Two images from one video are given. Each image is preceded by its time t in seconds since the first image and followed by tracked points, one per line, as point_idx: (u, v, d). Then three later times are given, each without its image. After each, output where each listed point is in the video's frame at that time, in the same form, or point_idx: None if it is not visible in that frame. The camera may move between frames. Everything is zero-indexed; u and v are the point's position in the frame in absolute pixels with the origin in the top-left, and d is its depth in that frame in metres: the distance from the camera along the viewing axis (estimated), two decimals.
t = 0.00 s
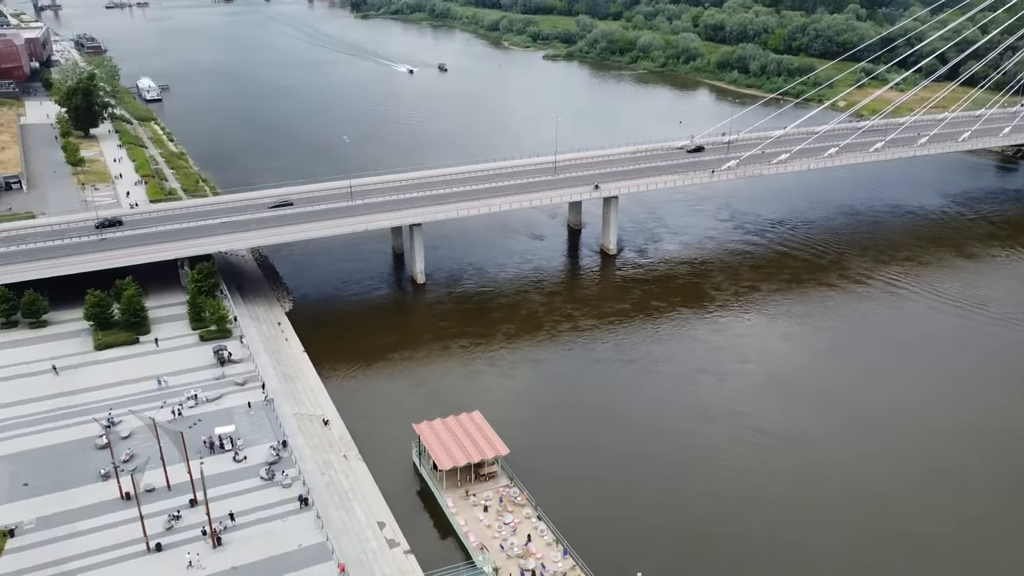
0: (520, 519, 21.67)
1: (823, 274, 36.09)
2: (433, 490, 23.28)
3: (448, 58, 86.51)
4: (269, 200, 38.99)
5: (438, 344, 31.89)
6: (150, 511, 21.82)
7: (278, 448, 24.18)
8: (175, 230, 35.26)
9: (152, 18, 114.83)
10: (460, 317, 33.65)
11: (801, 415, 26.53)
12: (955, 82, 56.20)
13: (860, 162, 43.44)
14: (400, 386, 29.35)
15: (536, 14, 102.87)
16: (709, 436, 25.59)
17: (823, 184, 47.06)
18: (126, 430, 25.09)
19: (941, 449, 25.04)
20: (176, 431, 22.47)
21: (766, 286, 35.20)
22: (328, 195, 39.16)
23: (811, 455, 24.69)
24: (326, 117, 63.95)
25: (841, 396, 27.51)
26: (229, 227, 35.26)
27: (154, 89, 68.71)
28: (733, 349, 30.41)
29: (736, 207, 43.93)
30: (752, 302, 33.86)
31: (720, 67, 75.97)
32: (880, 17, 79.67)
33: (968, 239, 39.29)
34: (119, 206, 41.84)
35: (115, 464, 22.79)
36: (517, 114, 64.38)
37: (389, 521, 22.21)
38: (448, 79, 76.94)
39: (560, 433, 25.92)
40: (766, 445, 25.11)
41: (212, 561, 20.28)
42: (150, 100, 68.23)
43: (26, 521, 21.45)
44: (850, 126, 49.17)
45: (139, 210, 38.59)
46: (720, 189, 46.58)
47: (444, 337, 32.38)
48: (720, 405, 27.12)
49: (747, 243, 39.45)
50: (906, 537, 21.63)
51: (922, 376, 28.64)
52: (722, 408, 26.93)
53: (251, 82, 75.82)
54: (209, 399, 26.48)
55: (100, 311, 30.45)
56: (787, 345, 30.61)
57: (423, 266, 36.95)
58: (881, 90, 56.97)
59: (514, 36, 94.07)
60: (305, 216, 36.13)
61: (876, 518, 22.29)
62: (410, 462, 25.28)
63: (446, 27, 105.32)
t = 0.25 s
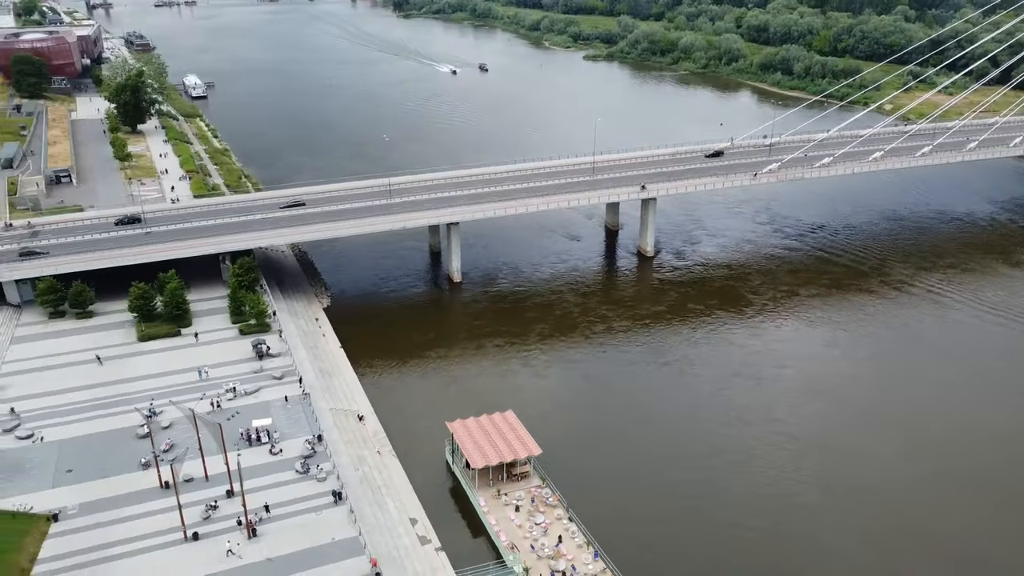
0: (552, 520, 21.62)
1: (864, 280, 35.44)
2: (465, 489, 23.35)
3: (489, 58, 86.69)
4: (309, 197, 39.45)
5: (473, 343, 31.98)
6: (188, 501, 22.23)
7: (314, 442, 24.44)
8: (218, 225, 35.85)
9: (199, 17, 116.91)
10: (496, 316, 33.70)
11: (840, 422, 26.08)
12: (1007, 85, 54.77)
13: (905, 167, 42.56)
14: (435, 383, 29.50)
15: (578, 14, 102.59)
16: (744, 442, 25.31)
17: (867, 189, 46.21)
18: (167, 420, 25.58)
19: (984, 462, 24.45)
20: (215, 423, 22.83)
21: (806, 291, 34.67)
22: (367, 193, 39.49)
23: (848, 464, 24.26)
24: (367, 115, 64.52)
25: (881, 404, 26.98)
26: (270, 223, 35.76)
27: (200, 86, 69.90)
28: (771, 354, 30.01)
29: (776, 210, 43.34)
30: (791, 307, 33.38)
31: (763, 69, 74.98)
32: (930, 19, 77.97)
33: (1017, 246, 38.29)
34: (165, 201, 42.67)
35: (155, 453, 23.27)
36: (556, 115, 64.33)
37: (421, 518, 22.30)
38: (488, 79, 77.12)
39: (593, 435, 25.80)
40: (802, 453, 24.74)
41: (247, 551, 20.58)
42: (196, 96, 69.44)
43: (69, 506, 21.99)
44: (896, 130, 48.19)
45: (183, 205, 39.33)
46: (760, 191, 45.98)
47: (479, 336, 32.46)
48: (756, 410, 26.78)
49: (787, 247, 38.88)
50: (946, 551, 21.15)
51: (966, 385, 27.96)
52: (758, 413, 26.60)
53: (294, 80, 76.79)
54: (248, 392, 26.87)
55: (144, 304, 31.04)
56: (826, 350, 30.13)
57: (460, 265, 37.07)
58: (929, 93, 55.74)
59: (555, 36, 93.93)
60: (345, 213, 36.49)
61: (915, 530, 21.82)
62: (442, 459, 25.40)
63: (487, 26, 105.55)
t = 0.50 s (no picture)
0: (584, 522, 21.55)
1: (909, 287, 34.69)
2: (499, 488, 23.39)
3: (531, 58, 86.72)
4: (350, 194, 39.88)
5: (510, 342, 32.03)
6: (227, 491, 22.64)
7: (350, 437, 24.71)
8: (262, 221, 36.43)
9: (247, 15, 118.85)
10: (532, 316, 33.70)
11: (880, 432, 25.57)
12: None
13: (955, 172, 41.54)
14: (470, 381, 29.61)
15: (622, 14, 102.06)
16: (781, 448, 24.96)
17: (914, 194, 45.22)
18: (208, 411, 26.08)
19: None
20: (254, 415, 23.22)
21: (849, 297, 34.05)
22: (408, 191, 39.79)
23: (889, 475, 23.76)
24: (410, 114, 65.02)
25: (924, 415, 26.39)
26: (312, 220, 36.23)
27: (247, 84, 71.07)
28: (810, 360, 29.55)
29: (820, 215, 42.62)
30: (833, 313, 32.81)
31: (810, 71, 73.75)
32: (985, 20, 75.95)
33: None
34: (210, 196, 43.47)
35: (196, 443, 23.74)
36: (598, 115, 64.12)
37: (454, 516, 22.38)
38: (530, 78, 77.17)
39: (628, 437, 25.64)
40: (841, 461, 24.33)
41: (282, 543, 20.88)
42: (243, 93, 70.60)
43: (113, 493, 22.54)
44: (946, 134, 47.06)
45: (228, 201, 40.05)
46: (804, 195, 45.28)
47: (515, 335, 32.50)
48: (794, 417, 26.38)
49: (831, 252, 38.23)
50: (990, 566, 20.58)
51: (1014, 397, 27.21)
52: (796, 420, 26.21)
53: (338, 78, 77.67)
54: (287, 385, 27.27)
55: (188, 296, 31.63)
56: (868, 358, 29.57)
57: (498, 264, 37.15)
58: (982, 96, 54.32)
59: (598, 36, 93.59)
60: (385, 211, 36.81)
61: (957, 543, 21.28)
62: (476, 458, 25.49)
63: (530, 26, 105.58)
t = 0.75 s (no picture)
0: (621, 526, 21.40)
1: (961, 297, 33.81)
2: (536, 488, 23.37)
3: (578, 58, 86.47)
4: (395, 192, 40.22)
5: (550, 342, 31.97)
6: (269, 482, 23.03)
7: (390, 432, 24.94)
8: (308, 217, 36.98)
9: (299, 14, 120.72)
10: (573, 316, 33.63)
11: (927, 444, 24.99)
12: None
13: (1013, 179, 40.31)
14: (510, 380, 29.66)
15: (671, 15, 101.25)
16: (824, 457, 24.54)
17: (969, 201, 44.00)
18: (252, 402, 26.57)
19: None
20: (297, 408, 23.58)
21: (898, 305, 33.29)
22: (453, 190, 39.99)
23: (935, 489, 23.23)
24: (456, 113, 65.37)
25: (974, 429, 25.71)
26: (358, 216, 36.65)
27: (297, 81, 72.19)
28: (856, 368, 28.99)
29: (870, 220, 41.73)
30: (881, 321, 32.13)
31: (863, 73, 72.19)
32: None
33: None
34: (259, 191, 44.26)
35: (240, 434, 24.20)
36: (644, 116, 63.72)
37: (491, 514, 22.45)
38: (577, 79, 76.94)
39: (667, 441, 25.44)
40: (885, 473, 23.82)
41: (322, 534, 21.18)
42: (293, 91, 71.73)
43: (159, 479, 23.09)
44: (1004, 140, 45.70)
45: (276, 196, 40.72)
46: (854, 200, 44.37)
47: (556, 335, 32.45)
48: (839, 426, 25.92)
49: (880, 258, 37.41)
50: None
51: None
52: (840, 429, 25.74)
53: (387, 76, 78.42)
54: (330, 379, 27.64)
55: (235, 290, 32.20)
56: (916, 368, 28.92)
57: (540, 265, 37.12)
58: None
59: (647, 36, 92.90)
60: (430, 209, 37.07)
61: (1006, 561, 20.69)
62: (514, 457, 25.50)
63: (579, 26, 105.27)
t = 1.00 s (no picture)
0: (655, 530, 21.25)
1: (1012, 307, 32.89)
2: (570, 489, 23.32)
3: (622, 58, 85.99)
4: (435, 191, 40.46)
5: (587, 343, 31.86)
6: (306, 475, 23.34)
7: (426, 429, 25.10)
8: (350, 214, 37.37)
9: (345, 13, 122.11)
10: (610, 318, 33.46)
11: (973, 457, 24.38)
12: None
13: None
14: (546, 380, 29.64)
15: (717, 16, 100.18)
16: (865, 467, 24.09)
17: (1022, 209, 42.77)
18: (291, 396, 26.95)
19: None
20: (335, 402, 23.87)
21: (945, 314, 32.51)
22: (493, 189, 40.09)
23: (980, 503, 22.65)
24: (498, 112, 65.51)
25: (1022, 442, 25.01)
26: (398, 214, 36.94)
27: (342, 80, 73.01)
28: (900, 377, 28.40)
29: (918, 226, 40.80)
30: (927, 330, 31.41)
31: (914, 76, 70.60)
32: None
33: None
34: (302, 187, 44.87)
35: (279, 427, 24.57)
36: (687, 117, 63.16)
37: (525, 514, 22.46)
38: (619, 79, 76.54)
39: (704, 446, 25.17)
40: (928, 485, 23.30)
41: (356, 528, 21.39)
42: (337, 89, 72.56)
43: (200, 469, 23.54)
44: None
45: (319, 193, 41.24)
46: (902, 206, 43.43)
47: (593, 335, 32.34)
48: (881, 435, 25.40)
49: (927, 265, 36.57)
50: None
51: None
52: (882, 438, 25.23)
53: (431, 75, 78.90)
54: (368, 375, 27.92)
55: (277, 284, 32.72)
56: (963, 378, 28.23)
57: (579, 266, 37.01)
58: None
59: (692, 37, 92.03)
60: (470, 207, 37.21)
61: None
62: (549, 456, 25.47)
63: (623, 27, 104.69)
